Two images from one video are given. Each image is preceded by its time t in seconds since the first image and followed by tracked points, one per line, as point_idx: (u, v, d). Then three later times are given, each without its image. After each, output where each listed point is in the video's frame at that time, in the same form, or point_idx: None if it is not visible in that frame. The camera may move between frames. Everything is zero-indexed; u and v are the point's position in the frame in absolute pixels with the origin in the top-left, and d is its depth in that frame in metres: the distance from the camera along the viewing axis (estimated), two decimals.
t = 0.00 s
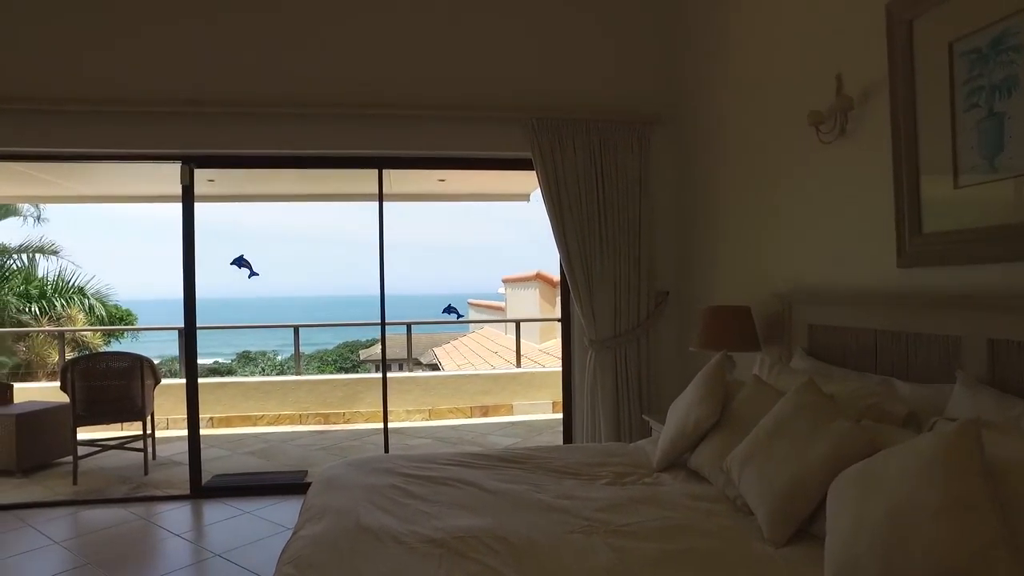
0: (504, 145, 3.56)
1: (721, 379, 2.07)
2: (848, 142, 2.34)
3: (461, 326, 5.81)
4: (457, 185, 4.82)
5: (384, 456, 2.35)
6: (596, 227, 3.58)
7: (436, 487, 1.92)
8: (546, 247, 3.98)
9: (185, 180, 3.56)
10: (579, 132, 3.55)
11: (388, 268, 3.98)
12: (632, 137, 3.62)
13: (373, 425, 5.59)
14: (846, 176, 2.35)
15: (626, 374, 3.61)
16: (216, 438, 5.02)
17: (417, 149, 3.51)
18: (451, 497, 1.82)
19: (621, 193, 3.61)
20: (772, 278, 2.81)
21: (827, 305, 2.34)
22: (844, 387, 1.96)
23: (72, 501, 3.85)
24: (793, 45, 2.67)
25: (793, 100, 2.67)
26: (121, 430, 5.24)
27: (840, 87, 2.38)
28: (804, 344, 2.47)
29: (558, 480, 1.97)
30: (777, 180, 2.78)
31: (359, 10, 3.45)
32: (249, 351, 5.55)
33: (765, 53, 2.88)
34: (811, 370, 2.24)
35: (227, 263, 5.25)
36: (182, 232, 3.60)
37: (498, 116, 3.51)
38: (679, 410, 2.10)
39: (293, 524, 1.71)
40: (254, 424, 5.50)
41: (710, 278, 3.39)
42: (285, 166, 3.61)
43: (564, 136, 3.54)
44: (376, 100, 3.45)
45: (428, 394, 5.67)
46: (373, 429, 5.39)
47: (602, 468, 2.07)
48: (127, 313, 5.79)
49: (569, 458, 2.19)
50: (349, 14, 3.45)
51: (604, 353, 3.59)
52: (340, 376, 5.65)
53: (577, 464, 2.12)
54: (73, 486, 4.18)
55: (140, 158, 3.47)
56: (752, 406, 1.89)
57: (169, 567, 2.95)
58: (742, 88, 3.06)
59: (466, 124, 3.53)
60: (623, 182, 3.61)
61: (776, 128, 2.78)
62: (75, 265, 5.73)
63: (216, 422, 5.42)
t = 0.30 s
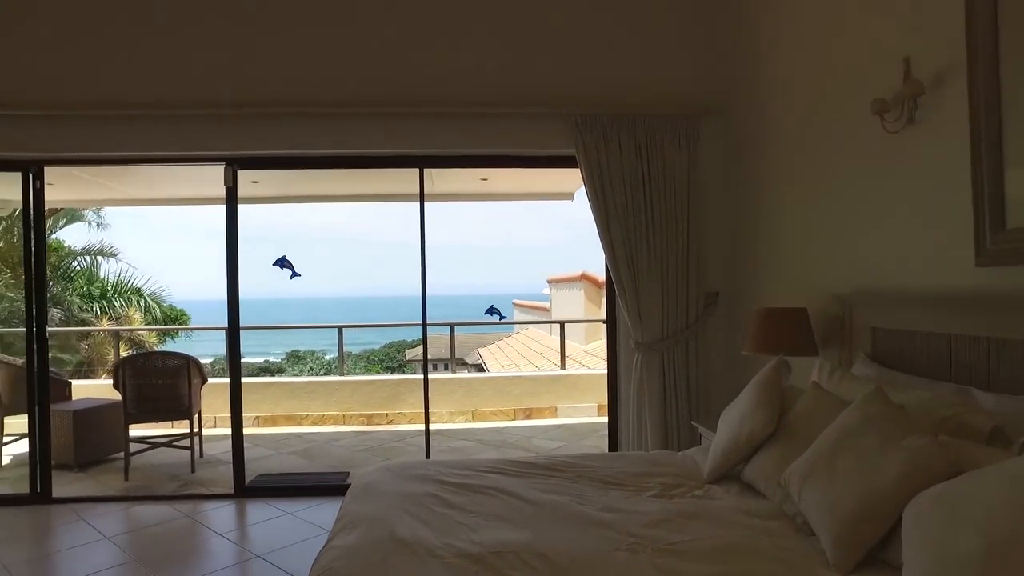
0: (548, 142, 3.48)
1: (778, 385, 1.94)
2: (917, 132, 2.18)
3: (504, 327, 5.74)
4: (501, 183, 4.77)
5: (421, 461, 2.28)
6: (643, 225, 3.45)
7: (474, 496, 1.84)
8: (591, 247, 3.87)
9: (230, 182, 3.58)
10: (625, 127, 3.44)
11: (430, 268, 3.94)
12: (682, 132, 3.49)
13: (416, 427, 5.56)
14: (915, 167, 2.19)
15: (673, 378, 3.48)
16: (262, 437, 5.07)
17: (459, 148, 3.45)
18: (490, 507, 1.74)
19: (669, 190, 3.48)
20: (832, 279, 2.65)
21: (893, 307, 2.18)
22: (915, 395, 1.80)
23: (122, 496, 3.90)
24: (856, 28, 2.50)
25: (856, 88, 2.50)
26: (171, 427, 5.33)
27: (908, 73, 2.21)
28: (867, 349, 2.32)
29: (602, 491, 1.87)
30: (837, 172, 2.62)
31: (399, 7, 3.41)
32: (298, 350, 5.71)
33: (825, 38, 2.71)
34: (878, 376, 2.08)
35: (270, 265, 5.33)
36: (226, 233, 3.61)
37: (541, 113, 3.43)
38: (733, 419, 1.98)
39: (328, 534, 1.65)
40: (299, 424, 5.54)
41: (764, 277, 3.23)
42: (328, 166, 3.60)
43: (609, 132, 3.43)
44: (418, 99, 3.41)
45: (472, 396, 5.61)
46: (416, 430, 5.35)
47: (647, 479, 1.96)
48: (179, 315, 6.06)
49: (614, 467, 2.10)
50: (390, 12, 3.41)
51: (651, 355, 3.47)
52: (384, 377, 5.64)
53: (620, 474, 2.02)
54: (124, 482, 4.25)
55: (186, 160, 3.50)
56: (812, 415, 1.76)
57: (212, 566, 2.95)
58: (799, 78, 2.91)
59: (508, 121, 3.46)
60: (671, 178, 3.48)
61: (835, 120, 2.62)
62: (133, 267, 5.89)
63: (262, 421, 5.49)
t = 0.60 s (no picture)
0: (601, 138, 3.38)
1: (848, 392, 1.80)
2: (1007, 117, 2.00)
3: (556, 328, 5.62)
4: (552, 181, 4.69)
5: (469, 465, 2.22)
6: (700, 221, 3.32)
7: (524, 503, 1.77)
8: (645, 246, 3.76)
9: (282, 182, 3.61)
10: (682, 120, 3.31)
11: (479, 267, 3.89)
12: (741, 125, 3.34)
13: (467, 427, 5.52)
14: (1003, 155, 2.01)
15: (732, 381, 3.33)
16: (316, 435, 5.11)
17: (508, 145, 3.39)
18: (540, 517, 1.66)
19: (728, 185, 3.33)
20: (906, 277, 2.48)
21: (978, 308, 2.00)
22: (1007, 405, 1.65)
23: (182, 490, 3.97)
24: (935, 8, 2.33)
25: (934, 72, 2.33)
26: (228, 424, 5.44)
27: (995, 53, 2.04)
28: (947, 353, 2.15)
29: (658, 502, 1.77)
30: (912, 163, 2.45)
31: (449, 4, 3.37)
32: (353, 348, 5.81)
33: (899, 20, 2.54)
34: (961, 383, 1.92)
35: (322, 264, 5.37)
36: (279, 233, 3.64)
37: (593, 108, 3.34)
38: (798, 428, 1.85)
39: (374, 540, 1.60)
40: (351, 422, 5.58)
41: (829, 276, 3.06)
42: (377, 166, 3.59)
43: (665, 127, 3.32)
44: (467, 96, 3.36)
45: (524, 397, 5.54)
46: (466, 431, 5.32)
47: (706, 490, 1.86)
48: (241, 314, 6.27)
49: (670, 476, 1.99)
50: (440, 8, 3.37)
51: (709, 358, 3.33)
52: (436, 377, 5.63)
53: (676, 483, 1.91)
54: (183, 477, 4.34)
55: (239, 161, 3.53)
56: (888, 425, 1.63)
57: (265, 563, 2.96)
58: (869, 64, 2.74)
59: (559, 117, 3.38)
60: (730, 173, 3.34)
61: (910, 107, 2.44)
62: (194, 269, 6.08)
63: (315, 419, 5.55)
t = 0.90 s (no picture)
0: (663, 130, 3.28)
1: (940, 398, 1.65)
2: None
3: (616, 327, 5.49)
4: (613, 175, 4.57)
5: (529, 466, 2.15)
6: (769, 216, 3.16)
7: (585, 509, 1.69)
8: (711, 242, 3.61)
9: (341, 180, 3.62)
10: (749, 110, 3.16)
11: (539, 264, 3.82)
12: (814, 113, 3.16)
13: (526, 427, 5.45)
14: None
15: (803, 384, 3.16)
16: (376, 432, 5.14)
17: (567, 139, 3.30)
18: (601, 523, 1.58)
19: (799, 177, 3.16)
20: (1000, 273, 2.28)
21: None
22: None
23: (245, 484, 4.04)
24: None
25: None
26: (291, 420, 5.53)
27: None
28: None
29: (727, 510, 1.66)
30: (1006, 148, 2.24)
31: None
32: (412, 347, 5.77)
33: None
34: None
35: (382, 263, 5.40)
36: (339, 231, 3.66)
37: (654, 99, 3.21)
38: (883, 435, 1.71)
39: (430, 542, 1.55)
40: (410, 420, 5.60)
41: (911, 272, 2.86)
42: (435, 162, 3.55)
43: (731, 117, 3.18)
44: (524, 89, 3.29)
45: (584, 397, 5.44)
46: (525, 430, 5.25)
47: (782, 500, 1.73)
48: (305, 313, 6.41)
49: (742, 483, 1.87)
50: None
51: (779, 359, 3.17)
52: (494, 376, 5.58)
53: (749, 491, 1.80)
54: (247, 471, 4.42)
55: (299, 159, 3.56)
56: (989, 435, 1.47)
57: (325, 559, 2.96)
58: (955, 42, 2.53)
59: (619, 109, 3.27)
60: (801, 164, 3.17)
61: (1001, 87, 2.24)
62: (261, 268, 6.33)
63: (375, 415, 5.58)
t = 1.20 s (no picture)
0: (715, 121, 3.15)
1: None
2: None
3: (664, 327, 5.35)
4: (662, 170, 4.43)
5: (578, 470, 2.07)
6: (828, 210, 3.01)
7: (636, 517, 1.59)
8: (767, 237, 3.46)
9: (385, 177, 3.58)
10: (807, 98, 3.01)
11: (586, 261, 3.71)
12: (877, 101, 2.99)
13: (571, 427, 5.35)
14: None
15: (865, 388, 3.00)
16: (420, 431, 5.10)
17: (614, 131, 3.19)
18: (653, 533, 1.48)
19: (861, 169, 2.99)
20: None
21: None
22: None
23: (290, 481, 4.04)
24: None
25: None
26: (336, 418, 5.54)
27: None
28: None
29: (791, 523, 1.54)
30: None
31: None
32: (457, 347, 5.67)
33: None
34: None
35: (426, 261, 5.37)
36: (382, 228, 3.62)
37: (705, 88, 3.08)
38: (965, 446, 1.57)
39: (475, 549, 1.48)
40: (454, 419, 5.55)
41: (982, 268, 2.66)
42: (479, 157, 3.48)
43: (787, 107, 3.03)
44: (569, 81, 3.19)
45: (631, 398, 5.32)
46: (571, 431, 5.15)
47: (851, 512, 1.61)
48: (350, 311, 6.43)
49: (807, 493, 1.75)
50: None
51: (839, 361, 3.01)
52: (538, 376, 5.50)
53: (816, 501, 1.67)
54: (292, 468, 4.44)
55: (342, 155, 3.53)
56: None
57: (367, 560, 2.92)
58: None
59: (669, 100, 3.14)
60: (863, 155, 3.00)
61: None
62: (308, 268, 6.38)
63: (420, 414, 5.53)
